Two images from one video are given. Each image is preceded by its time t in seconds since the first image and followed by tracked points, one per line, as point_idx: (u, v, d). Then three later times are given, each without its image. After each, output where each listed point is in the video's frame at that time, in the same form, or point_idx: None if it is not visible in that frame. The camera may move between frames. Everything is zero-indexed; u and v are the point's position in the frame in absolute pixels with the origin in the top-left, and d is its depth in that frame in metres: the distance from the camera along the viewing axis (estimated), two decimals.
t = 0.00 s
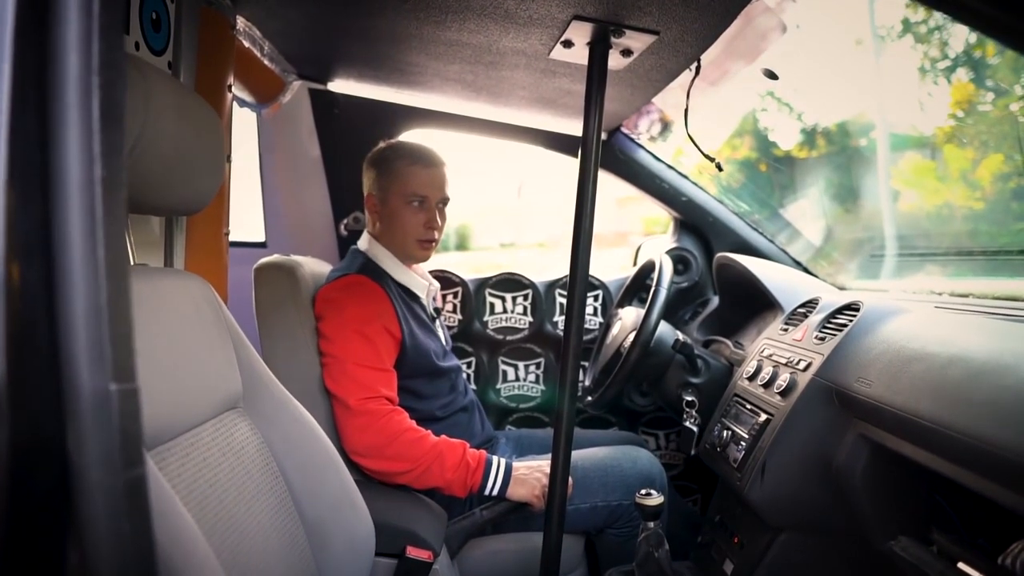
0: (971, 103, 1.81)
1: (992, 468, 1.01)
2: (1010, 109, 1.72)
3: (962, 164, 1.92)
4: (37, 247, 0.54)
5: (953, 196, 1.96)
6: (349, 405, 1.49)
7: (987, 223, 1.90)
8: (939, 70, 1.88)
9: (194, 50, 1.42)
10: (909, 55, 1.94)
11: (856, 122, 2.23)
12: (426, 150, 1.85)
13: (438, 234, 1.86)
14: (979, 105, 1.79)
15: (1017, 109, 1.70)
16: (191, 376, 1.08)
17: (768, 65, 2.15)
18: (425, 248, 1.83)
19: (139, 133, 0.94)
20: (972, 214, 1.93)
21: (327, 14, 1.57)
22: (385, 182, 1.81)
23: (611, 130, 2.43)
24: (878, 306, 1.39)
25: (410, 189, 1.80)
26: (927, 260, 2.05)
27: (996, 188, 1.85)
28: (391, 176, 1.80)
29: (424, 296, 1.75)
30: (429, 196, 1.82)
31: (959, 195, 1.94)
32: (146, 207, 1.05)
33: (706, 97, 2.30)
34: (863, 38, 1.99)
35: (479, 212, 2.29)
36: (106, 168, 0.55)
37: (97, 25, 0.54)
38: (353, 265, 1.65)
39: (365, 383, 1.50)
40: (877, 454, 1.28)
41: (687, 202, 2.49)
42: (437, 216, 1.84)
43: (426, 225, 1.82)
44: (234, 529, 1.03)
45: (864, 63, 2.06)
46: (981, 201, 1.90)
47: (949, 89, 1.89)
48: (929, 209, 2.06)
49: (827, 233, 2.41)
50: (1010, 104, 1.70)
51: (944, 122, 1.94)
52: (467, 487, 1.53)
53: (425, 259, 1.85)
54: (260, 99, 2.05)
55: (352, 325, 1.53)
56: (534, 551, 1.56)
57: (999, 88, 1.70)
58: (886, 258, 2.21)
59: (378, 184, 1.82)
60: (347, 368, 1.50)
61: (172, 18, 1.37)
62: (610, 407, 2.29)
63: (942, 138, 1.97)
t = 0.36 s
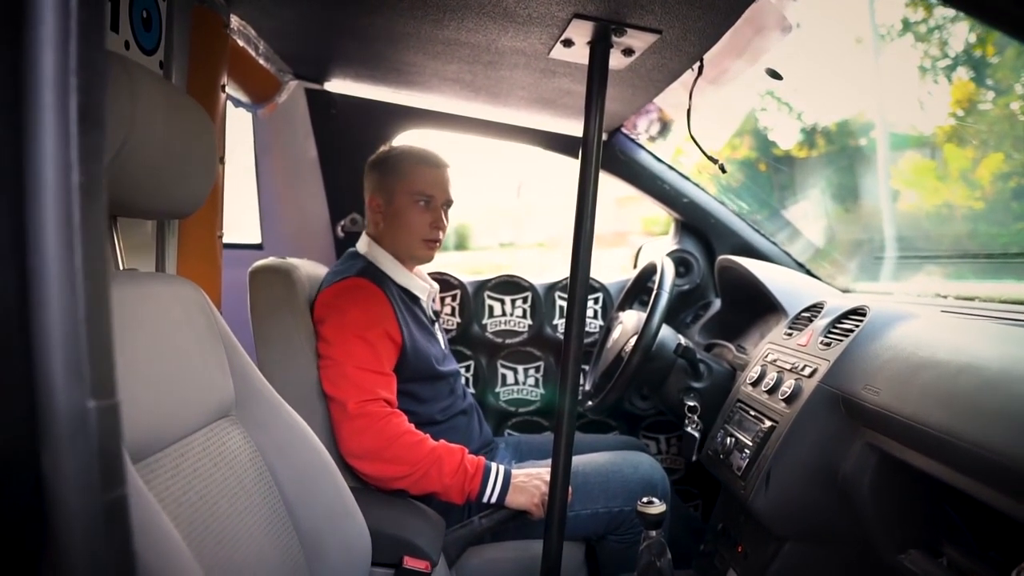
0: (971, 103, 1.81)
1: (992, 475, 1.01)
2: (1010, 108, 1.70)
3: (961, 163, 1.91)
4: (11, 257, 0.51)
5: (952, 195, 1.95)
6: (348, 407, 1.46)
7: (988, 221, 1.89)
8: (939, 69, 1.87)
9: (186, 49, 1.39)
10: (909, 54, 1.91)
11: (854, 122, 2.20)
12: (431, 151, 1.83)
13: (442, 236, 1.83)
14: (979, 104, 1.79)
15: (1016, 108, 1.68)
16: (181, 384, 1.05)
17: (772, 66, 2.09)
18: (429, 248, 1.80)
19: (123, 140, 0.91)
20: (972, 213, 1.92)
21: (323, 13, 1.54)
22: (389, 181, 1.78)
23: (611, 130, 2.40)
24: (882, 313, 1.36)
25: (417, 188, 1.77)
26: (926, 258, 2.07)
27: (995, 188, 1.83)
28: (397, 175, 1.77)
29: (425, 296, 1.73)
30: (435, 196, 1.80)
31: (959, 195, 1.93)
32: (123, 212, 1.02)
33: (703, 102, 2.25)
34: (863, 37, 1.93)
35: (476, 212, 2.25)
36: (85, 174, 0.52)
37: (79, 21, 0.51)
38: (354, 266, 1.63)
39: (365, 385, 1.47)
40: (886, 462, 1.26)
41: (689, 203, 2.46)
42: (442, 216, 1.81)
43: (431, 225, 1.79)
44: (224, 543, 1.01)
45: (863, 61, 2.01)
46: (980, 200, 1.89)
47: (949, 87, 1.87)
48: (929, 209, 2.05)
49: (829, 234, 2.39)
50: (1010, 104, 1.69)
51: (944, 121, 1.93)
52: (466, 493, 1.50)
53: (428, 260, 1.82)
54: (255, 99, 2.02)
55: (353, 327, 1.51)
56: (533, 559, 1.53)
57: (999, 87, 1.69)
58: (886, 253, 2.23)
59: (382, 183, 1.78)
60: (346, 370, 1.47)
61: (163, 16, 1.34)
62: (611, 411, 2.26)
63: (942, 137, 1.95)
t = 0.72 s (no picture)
0: (976, 101, 1.81)
1: (987, 479, 1.04)
2: (1016, 107, 1.68)
3: (964, 163, 1.91)
4: None
5: (956, 195, 1.94)
6: (343, 425, 1.43)
7: (992, 223, 1.87)
8: (943, 69, 1.90)
9: (184, 52, 1.36)
10: (913, 53, 1.95)
11: (855, 123, 2.22)
12: (431, 153, 1.79)
13: (444, 241, 1.78)
14: (984, 103, 1.78)
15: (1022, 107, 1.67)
16: (178, 398, 1.01)
17: (781, 67, 2.10)
18: (429, 254, 1.76)
19: (113, 146, 0.87)
20: (976, 214, 1.90)
21: (325, 13, 1.50)
22: (388, 187, 1.76)
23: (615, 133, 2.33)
24: (901, 320, 1.32)
25: (411, 195, 1.74)
26: (927, 260, 2.06)
27: (999, 188, 1.81)
28: (393, 181, 1.74)
29: (431, 311, 1.68)
30: (432, 200, 1.75)
31: (962, 195, 1.93)
32: (108, 218, 0.98)
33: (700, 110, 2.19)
34: (868, 36, 1.96)
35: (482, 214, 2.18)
36: (69, 184, 0.49)
37: (61, 20, 0.48)
38: (359, 275, 1.59)
39: (365, 402, 1.44)
40: (902, 479, 1.26)
41: (695, 206, 2.40)
42: (441, 221, 1.77)
43: (428, 231, 1.75)
44: (221, 565, 0.97)
45: (865, 61, 2.05)
46: (985, 201, 1.87)
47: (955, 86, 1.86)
48: (931, 210, 2.04)
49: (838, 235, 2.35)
50: (1015, 101, 1.67)
51: (949, 120, 1.94)
52: (470, 508, 1.46)
53: (430, 267, 1.78)
54: (256, 100, 1.99)
55: (353, 341, 1.47)
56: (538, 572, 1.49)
57: (1004, 86, 1.68)
58: (890, 256, 2.20)
59: (382, 190, 1.76)
60: (346, 386, 1.44)
61: (160, 17, 1.30)
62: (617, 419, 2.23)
63: (946, 137, 1.97)
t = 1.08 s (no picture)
0: (983, 99, 1.84)
1: (986, 486, 1.04)
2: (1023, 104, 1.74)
3: (971, 162, 1.93)
4: None
5: (962, 195, 1.93)
6: (342, 439, 1.40)
7: (996, 222, 1.86)
8: (950, 67, 1.91)
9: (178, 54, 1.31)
10: (919, 52, 1.95)
11: (860, 122, 2.18)
12: (417, 161, 1.74)
13: (431, 251, 1.75)
14: (991, 101, 1.82)
15: None
16: (173, 412, 0.97)
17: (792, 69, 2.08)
18: (415, 267, 1.72)
19: (102, 154, 0.84)
20: (981, 214, 1.88)
21: (325, 14, 1.47)
22: (372, 197, 1.72)
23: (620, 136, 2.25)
24: (917, 329, 1.30)
25: (396, 206, 1.70)
26: (931, 262, 2.05)
27: (1006, 186, 1.83)
28: (376, 192, 1.71)
29: (419, 318, 1.65)
30: (417, 212, 1.72)
31: (968, 195, 1.91)
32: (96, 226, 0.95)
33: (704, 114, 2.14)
34: (872, 34, 1.96)
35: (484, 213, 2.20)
36: (46, 201, 0.45)
37: (38, 25, 0.44)
38: (343, 289, 1.54)
39: (360, 417, 1.41)
40: (921, 493, 1.22)
41: (704, 209, 2.32)
42: (427, 233, 1.73)
43: (414, 243, 1.71)
44: None
45: (871, 63, 2.04)
46: (991, 201, 1.86)
47: (960, 86, 1.91)
48: (936, 210, 2.03)
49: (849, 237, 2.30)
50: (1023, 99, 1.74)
51: (954, 120, 1.98)
52: (473, 523, 1.42)
53: (416, 280, 1.75)
54: (256, 103, 1.95)
55: (341, 355, 1.43)
56: None
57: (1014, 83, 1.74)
58: (895, 257, 2.19)
59: (367, 199, 1.73)
60: (338, 402, 1.40)
61: (155, 19, 1.27)
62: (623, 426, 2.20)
63: (952, 136, 2.00)
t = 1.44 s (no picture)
0: (992, 98, 1.74)
1: (988, 486, 1.05)
2: None
3: (979, 162, 1.83)
4: None
5: (970, 195, 1.84)
6: (339, 451, 1.35)
7: (1005, 223, 1.79)
8: (959, 64, 1.80)
9: (175, 49, 1.28)
10: (925, 49, 1.83)
11: (868, 121, 2.09)
12: (404, 159, 1.68)
13: (428, 253, 1.69)
14: (1000, 100, 1.72)
15: None
16: (166, 417, 0.93)
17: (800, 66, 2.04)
18: (413, 270, 1.67)
19: (89, 150, 0.80)
20: (990, 213, 1.81)
21: (327, 8, 1.43)
22: (364, 201, 1.66)
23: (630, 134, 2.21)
24: (939, 333, 1.26)
25: (388, 209, 1.65)
26: (939, 262, 1.99)
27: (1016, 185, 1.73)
28: (367, 195, 1.65)
29: (421, 323, 1.62)
30: (410, 214, 1.66)
31: (975, 195, 1.83)
32: (85, 226, 0.91)
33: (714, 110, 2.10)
34: (880, 31, 1.85)
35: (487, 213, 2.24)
36: (12, 196, 0.41)
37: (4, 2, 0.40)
38: (344, 294, 1.51)
39: (359, 425, 1.37)
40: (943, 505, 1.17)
41: (713, 208, 2.28)
42: (422, 234, 1.67)
43: (410, 246, 1.65)
44: None
45: (875, 61, 1.94)
46: (1000, 200, 1.78)
47: (970, 84, 1.80)
48: (943, 210, 1.93)
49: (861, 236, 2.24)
50: None
51: (962, 118, 1.87)
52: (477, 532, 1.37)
53: (418, 282, 1.69)
54: (256, 100, 1.92)
55: (341, 363, 1.39)
56: None
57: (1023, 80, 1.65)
58: (902, 258, 2.13)
59: (359, 203, 1.67)
60: (337, 411, 1.36)
61: (150, 12, 1.23)
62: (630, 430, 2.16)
63: (960, 135, 1.89)
